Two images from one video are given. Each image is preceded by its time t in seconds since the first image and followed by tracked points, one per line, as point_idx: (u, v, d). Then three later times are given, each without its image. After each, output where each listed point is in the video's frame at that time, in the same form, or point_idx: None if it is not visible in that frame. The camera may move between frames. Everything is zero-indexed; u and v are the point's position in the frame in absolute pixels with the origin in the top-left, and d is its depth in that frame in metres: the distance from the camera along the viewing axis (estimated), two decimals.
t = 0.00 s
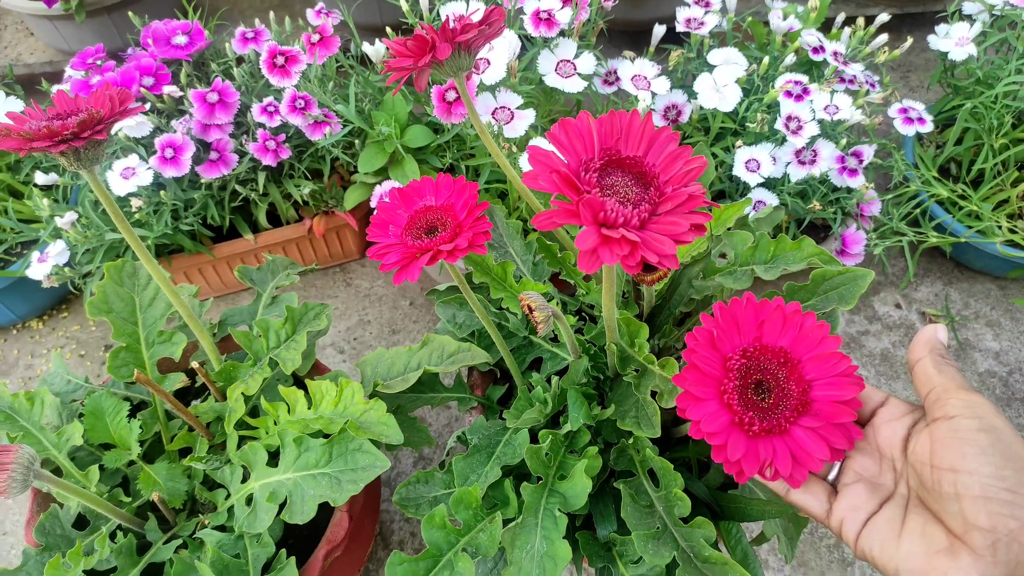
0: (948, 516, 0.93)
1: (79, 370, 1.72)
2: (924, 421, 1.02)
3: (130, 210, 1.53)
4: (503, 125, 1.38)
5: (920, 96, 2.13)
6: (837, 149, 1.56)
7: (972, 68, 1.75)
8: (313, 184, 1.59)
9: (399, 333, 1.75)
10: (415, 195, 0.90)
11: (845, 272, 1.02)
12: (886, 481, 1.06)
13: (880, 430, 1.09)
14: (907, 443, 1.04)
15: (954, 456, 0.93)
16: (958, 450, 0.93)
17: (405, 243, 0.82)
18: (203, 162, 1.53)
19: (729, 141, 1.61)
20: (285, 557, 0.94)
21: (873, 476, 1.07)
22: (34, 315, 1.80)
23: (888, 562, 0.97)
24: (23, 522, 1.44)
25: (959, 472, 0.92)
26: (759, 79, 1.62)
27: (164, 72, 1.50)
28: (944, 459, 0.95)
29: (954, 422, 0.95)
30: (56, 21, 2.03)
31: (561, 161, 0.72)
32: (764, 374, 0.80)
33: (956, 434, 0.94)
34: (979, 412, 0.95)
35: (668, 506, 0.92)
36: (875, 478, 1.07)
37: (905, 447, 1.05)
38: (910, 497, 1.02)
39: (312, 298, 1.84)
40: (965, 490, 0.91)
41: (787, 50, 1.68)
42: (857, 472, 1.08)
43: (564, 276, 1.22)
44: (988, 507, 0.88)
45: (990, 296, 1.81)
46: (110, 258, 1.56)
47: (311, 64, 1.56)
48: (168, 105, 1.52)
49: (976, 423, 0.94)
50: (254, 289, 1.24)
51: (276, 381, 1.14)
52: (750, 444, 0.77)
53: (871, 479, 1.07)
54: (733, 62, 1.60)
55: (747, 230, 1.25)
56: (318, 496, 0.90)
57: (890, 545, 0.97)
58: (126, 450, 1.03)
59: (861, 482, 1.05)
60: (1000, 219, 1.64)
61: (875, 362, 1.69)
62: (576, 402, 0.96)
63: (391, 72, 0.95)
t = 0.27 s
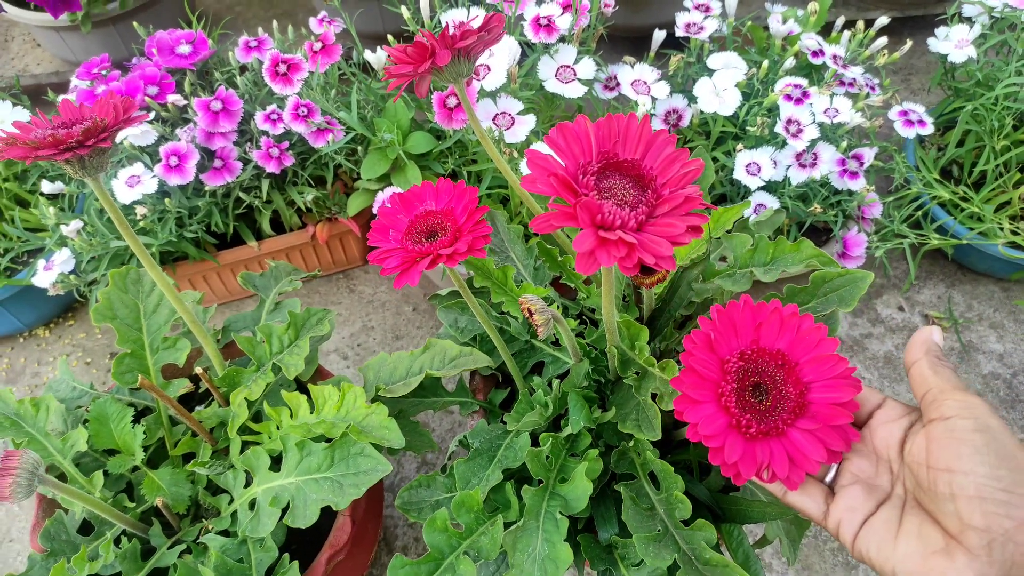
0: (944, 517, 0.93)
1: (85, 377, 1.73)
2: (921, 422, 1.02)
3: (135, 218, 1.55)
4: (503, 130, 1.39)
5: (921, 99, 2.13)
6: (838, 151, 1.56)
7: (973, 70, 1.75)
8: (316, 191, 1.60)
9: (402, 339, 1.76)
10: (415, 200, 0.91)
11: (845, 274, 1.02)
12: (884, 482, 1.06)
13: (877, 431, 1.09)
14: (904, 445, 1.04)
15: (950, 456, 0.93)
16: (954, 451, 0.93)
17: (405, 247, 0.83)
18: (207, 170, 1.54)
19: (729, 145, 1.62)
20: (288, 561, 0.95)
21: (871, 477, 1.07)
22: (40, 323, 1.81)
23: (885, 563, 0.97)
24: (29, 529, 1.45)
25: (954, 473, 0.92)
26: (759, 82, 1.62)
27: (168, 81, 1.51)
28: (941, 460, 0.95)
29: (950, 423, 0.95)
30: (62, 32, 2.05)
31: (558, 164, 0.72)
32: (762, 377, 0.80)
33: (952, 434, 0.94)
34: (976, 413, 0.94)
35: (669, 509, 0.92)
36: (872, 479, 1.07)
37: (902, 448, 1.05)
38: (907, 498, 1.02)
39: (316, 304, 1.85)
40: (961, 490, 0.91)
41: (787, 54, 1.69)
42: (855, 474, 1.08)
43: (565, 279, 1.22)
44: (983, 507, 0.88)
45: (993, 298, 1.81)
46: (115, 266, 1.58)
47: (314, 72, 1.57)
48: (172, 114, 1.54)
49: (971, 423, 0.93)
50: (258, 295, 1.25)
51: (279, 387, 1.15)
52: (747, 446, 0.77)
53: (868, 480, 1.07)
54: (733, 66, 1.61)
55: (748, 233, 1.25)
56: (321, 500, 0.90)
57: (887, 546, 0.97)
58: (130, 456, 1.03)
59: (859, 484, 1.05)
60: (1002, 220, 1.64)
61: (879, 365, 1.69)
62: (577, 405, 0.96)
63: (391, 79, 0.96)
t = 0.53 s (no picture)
0: (940, 522, 0.94)
1: (79, 383, 1.72)
2: (915, 428, 1.02)
3: (131, 224, 1.55)
4: (499, 137, 1.40)
5: (913, 107, 2.15)
6: (831, 159, 1.57)
7: (964, 79, 1.77)
8: (312, 197, 1.60)
9: (398, 345, 1.76)
10: (411, 206, 0.91)
11: (838, 280, 1.03)
12: (879, 488, 1.06)
13: (872, 437, 1.09)
14: (900, 450, 1.04)
15: (944, 461, 0.94)
16: (949, 456, 0.93)
17: (401, 253, 0.83)
18: (203, 176, 1.54)
19: (723, 152, 1.63)
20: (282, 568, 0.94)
21: (866, 483, 1.08)
22: (35, 329, 1.81)
23: (880, 568, 0.97)
24: (22, 536, 1.43)
25: (949, 478, 0.93)
26: (752, 91, 1.64)
27: (165, 88, 1.52)
28: (935, 465, 0.95)
29: (945, 429, 0.95)
30: (59, 39, 2.05)
31: (554, 171, 0.73)
32: (758, 382, 0.81)
33: (946, 440, 0.95)
34: (970, 418, 0.94)
35: (664, 515, 0.92)
36: (868, 484, 1.07)
37: (898, 454, 1.04)
38: (903, 504, 1.02)
39: (312, 311, 1.85)
40: (956, 495, 0.91)
41: (780, 62, 1.70)
42: (850, 479, 1.08)
43: (560, 286, 1.22)
44: (978, 512, 0.89)
45: (986, 305, 1.82)
46: (110, 272, 1.58)
47: (310, 79, 1.58)
48: (168, 120, 1.54)
49: (966, 429, 0.94)
50: (253, 301, 1.25)
51: (274, 393, 1.15)
52: (745, 451, 0.78)
53: (864, 486, 1.07)
54: (727, 74, 1.62)
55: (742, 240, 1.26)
56: (316, 506, 0.90)
57: (882, 551, 0.97)
58: (124, 462, 1.03)
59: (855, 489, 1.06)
60: (994, 228, 1.65)
61: (873, 371, 1.69)
62: (572, 411, 0.96)
63: (388, 86, 0.97)
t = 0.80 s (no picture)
0: (946, 521, 0.93)
1: (77, 379, 1.71)
2: (923, 425, 1.02)
3: (129, 219, 1.53)
4: (500, 134, 1.39)
5: (915, 105, 2.14)
6: (834, 157, 1.56)
7: (967, 77, 1.76)
8: (311, 193, 1.59)
9: (398, 342, 1.75)
10: (412, 203, 0.91)
11: (841, 279, 1.02)
12: (885, 485, 1.06)
13: (878, 435, 1.09)
14: (905, 447, 1.05)
15: (951, 459, 0.93)
16: (954, 454, 0.93)
17: (402, 250, 0.82)
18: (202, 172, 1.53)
19: (726, 149, 1.62)
20: (282, 567, 0.94)
21: (871, 481, 1.08)
22: (32, 325, 1.80)
23: (886, 566, 0.96)
24: (19, 533, 1.43)
25: (955, 477, 0.92)
26: (755, 88, 1.63)
27: (163, 82, 1.50)
28: (942, 463, 0.95)
29: (951, 427, 0.95)
30: (55, 33, 2.04)
31: (558, 168, 0.72)
32: (757, 379, 0.80)
33: (952, 438, 0.94)
34: (976, 416, 0.94)
35: (667, 514, 0.92)
36: (873, 482, 1.08)
37: (903, 451, 1.05)
38: (909, 502, 1.02)
39: (311, 307, 1.84)
40: (962, 494, 0.91)
41: (783, 59, 1.70)
42: (855, 478, 1.08)
43: (562, 283, 1.21)
44: (985, 511, 0.88)
45: (987, 304, 1.82)
46: (108, 268, 1.56)
47: (310, 75, 1.56)
48: (166, 115, 1.53)
49: (972, 427, 0.93)
50: (252, 297, 1.24)
51: (274, 390, 1.14)
52: (748, 450, 0.78)
53: (869, 484, 1.08)
54: (730, 71, 1.61)
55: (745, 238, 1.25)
56: (316, 504, 0.90)
57: (888, 551, 0.96)
58: (122, 459, 1.02)
59: (859, 488, 1.06)
60: (997, 227, 1.65)
61: (874, 370, 1.69)
62: (575, 409, 0.95)
63: (389, 81, 0.95)
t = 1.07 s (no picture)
0: (976, 514, 0.92)
1: (81, 368, 1.71)
2: (953, 416, 1.01)
3: (135, 209, 1.53)
4: (510, 127, 1.38)
5: (925, 104, 2.12)
6: (845, 155, 1.55)
7: (980, 76, 1.74)
8: (317, 184, 1.58)
9: (402, 335, 1.75)
10: (423, 196, 0.90)
11: (853, 279, 1.01)
12: (914, 478, 1.05)
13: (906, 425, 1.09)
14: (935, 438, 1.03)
15: (980, 452, 0.92)
16: (984, 446, 0.92)
17: (413, 244, 0.81)
18: (209, 161, 1.52)
19: (735, 147, 1.61)
20: (286, 560, 0.94)
21: (901, 473, 1.06)
22: (36, 313, 1.79)
23: (916, 559, 0.97)
24: (22, 521, 1.43)
25: (985, 470, 0.91)
26: (766, 85, 1.61)
27: (170, 71, 1.49)
28: (971, 455, 0.93)
29: (980, 419, 0.94)
30: (61, 20, 2.02)
31: (572, 162, 0.71)
32: (766, 351, 0.78)
33: (981, 429, 0.93)
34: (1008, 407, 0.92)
35: (674, 513, 0.91)
36: (903, 475, 1.06)
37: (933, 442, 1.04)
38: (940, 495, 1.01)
39: (316, 299, 1.83)
40: (991, 487, 0.90)
41: (794, 56, 1.68)
42: (884, 470, 1.07)
43: (570, 279, 1.20)
44: (1015, 504, 0.87)
45: (995, 306, 1.81)
46: (114, 257, 1.56)
47: (319, 65, 1.55)
48: (173, 104, 1.52)
49: (1002, 419, 0.92)
50: (259, 289, 1.23)
51: (280, 382, 1.13)
52: (757, 420, 0.75)
53: (899, 477, 1.06)
54: (741, 67, 1.59)
55: (755, 236, 1.24)
56: (322, 498, 0.89)
57: (918, 543, 0.97)
58: (128, 450, 1.02)
59: (888, 481, 1.05)
60: (1007, 228, 1.64)
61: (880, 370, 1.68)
62: (583, 406, 0.95)
63: (400, 73, 0.94)
